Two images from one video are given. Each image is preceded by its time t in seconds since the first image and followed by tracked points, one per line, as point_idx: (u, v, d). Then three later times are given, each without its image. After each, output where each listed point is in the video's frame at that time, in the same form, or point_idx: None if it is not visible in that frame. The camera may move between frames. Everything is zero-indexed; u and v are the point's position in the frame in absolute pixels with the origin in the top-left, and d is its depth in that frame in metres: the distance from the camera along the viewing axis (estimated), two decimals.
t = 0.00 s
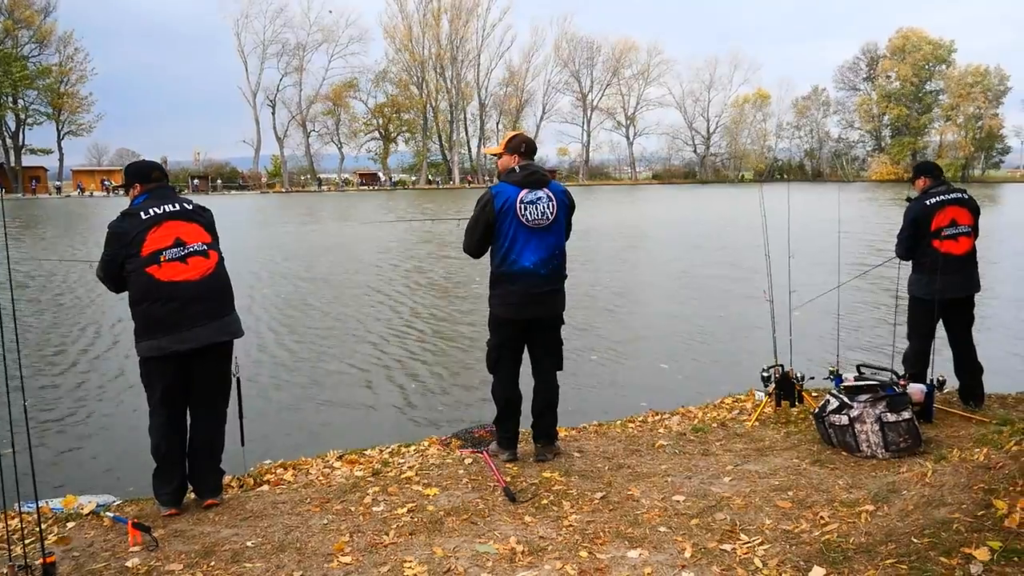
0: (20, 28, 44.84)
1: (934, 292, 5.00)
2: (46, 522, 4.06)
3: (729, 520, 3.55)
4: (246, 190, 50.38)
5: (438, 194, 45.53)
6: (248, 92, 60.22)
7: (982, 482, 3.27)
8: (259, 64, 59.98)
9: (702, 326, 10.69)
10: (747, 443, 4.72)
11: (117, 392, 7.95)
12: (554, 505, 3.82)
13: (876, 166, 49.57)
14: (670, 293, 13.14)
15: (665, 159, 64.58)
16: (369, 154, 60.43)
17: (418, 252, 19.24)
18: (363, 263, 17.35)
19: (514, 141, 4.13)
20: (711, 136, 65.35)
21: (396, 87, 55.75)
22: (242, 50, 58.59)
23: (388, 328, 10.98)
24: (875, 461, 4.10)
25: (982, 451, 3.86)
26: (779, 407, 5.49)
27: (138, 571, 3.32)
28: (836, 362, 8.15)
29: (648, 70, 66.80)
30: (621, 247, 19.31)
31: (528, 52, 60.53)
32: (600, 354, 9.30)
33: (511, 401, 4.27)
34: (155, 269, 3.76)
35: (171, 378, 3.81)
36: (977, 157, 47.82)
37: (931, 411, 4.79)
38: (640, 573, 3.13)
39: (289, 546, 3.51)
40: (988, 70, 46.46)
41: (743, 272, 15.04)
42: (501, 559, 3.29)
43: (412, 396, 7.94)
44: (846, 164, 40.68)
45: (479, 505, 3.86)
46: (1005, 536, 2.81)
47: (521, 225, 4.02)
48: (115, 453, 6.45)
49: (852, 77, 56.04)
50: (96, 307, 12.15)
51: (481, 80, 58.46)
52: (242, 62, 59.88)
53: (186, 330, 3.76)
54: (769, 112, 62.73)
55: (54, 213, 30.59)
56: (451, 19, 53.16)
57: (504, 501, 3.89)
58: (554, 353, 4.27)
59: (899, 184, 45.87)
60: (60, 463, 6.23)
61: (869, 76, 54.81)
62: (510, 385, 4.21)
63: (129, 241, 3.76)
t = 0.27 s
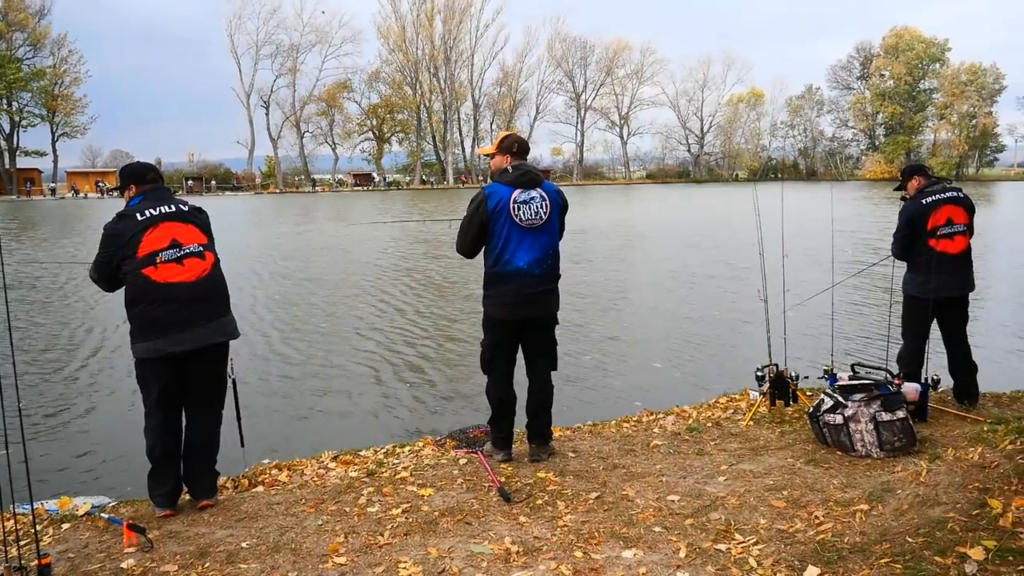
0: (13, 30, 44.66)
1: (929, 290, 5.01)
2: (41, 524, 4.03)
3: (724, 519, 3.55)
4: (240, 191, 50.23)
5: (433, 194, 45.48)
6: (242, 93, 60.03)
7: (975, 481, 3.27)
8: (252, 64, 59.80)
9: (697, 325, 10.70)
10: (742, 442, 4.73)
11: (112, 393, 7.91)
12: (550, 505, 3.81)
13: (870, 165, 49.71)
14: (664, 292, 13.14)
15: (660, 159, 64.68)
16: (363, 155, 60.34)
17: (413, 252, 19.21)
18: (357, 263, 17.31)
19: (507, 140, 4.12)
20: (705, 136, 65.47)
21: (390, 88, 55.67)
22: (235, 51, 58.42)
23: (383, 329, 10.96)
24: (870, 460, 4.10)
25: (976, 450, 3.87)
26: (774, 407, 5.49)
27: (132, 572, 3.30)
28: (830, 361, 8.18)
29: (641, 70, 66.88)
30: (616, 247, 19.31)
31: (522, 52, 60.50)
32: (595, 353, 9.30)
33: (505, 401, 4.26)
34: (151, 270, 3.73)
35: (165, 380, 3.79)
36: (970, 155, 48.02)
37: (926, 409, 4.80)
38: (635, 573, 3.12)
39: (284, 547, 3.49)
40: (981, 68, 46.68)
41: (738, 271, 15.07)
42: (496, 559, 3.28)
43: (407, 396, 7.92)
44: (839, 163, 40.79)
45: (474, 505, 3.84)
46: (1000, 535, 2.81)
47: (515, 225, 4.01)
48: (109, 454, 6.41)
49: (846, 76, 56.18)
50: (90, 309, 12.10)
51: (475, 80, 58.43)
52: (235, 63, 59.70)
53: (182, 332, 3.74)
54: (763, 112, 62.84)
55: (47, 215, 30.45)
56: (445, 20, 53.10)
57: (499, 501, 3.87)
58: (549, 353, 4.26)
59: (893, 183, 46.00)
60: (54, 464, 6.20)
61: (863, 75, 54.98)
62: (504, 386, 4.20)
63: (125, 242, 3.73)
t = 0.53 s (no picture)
0: (9, 33, 44.57)
1: (926, 290, 5.01)
2: (39, 524, 4.01)
3: (721, 519, 3.55)
4: (237, 193, 50.15)
5: (429, 195, 45.45)
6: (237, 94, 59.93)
7: (974, 481, 3.26)
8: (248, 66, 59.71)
9: (694, 326, 10.71)
10: (739, 442, 4.73)
11: (111, 394, 7.90)
12: (547, 505, 3.81)
13: (866, 165, 49.84)
14: (661, 293, 13.14)
15: (656, 159, 64.72)
16: (359, 156, 60.31)
17: (410, 253, 19.19)
18: (354, 264, 17.29)
19: (502, 140, 4.11)
20: (701, 136, 65.53)
21: (386, 89, 55.63)
22: (231, 52, 58.35)
23: (380, 329, 10.95)
24: (867, 460, 4.10)
25: (974, 450, 3.86)
26: (771, 407, 5.49)
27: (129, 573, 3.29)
28: (827, 361, 8.19)
29: (637, 70, 66.95)
30: (613, 247, 19.32)
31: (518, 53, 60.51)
32: (593, 354, 9.30)
33: (503, 401, 4.25)
34: (148, 272, 3.72)
35: (163, 381, 3.78)
36: (966, 154, 48.10)
37: (923, 409, 4.80)
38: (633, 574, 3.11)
39: (281, 547, 3.48)
40: (977, 68, 46.78)
41: (735, 272, 15.08)
42: (493, 560, 3.27)
43: (404, 396, 7.92)
44: (836, 163, 40.84)
45: (471, 505, 3.84)
46: (998, 536, 2.81)
47: (510, 226, 4.00)
48: (107, 455, 6.39)
49: (841, 76, 56.28)
50: (88, 310, 12.08)
51: (471, 81, 58.42)
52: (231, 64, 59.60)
53: (179, 333, 3.73)
54: (759, 112, 62.91)
55: (42, 217, 30.37)
56: (441, 20, 53.07)
57: (496, 501, 3.87)
58: (546, 353, 4.25)
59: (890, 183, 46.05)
60: (52, 465, 6.17)
61: (858, 75, 55.06)
62: (501, 387, 4.19)
63: (122, 244, 3.72)
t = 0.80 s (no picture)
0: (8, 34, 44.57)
1: (924, 290, 5.02)
2: (37, 524, 4.00)
3: (719, 520, 3.55)
4: (235, 194, 50.16)
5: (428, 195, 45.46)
6: (235, 95, 59.92)
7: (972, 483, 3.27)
8: (246, 66, 59.68)
9: (692, 326, 10.72)
10: (737, 443, 4.73)
11: (110, 394, 7.90)
12: (545, 506, 3.81)
13: (865, 165, 49.95)
14: (659, 293, 13.16)
15: (654, 159, 64.80)
16: (357, 156, 60.34)
17: (408, 253, 19.20)
18: (352, 265, 17.29)
19: (498, 141, 4.11)
20: (699, 136, 65.61)
21: (384, 89, 55.65)
22: (228, 53, 58.34)
23: (379, 330, 10.95)
24: (866, 461, 4.10)
25: (973, 451, 3.87)
26: (769, 407, 5.49)
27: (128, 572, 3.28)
28: (826, 361, 8.20)
29: (635, 70, 67.01)
30: (610, 248, 19.34)
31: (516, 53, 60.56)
32: (591, 354, 9.32)
33: (501, 402, 4.25)
34: (144, 273, 3.71)
35: (160, 382, 3.77)
36: (964, 153, 48.20)
37: (922, 409, 4.81)
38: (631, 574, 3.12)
39: (279, 547, 3.48)
40: (975, 67, 46.89)
41: (733, 272, 15.10)
42: (491, 560, 3.27)
43: (402, 397, 7.92)
44: (833, 163, 40.92)
45: (469, 506, 3.84)
46: (997, 536, 2.81)
47: (507, 226, 4.00)
48: (106, 456, 6.39)
49: (839, 76, 56.36)
50: (86, 311, 12.07)
51: (469, 82, 58.48)
52: (229, 65, 59.57)
53: (175, 333, 3.72)
54: (757, 111, 63.00)
55: (40, 217, 30.35)
56: (439, 21, 53.10)
57: (494, 502, 3.87)
58: (544, 354, 4.25)
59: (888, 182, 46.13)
60: (52, 466, 6.17)
61: (856, 75, 55.16)
62: (499, 387, 4.19)
63: (118, 245, 3.71)
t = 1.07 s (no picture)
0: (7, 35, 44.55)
1: (925, 291, 5.01)
2: (37, 524, 3.99)
3: (719, 521, 3.54)
4: (235, 194, 50.14)
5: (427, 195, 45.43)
6: (234, 95, 59.89)
7: (974, 484, 3.26)
8: (245, 67, 59.64)
9: (692, 326, 10.71)
10: (737, 443, 4.72)
11: (110, 394, 7.89)
12: (544, 506, 3.80)
13: (865, 164, 49.98)
14: (658, 293, 13.15)
15: (653, 159, 64.78)
16: (356, 157, 60.33)
17: (407, 253, 19.19)
18: (351, 265, 17.29)
19: (496, 141, 4.09)
20: (698, 135, 65.60)
21: (384, 90, 55.62)
22: (227, 53, 58.34)
23: (378, 330, 10.94)
24: (867, 462, 4.09)
25: (974, 452, 3.85)
26: (768, 407, 5.48)
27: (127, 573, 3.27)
28: (826, 362, 8.20)
29: (634, 70, 66.99)
30: (610, 247, 19.35)
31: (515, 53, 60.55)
32: (591, 354, 9.30)
33: (500, 403, 4.24)
34: (141, 273, 3.70)
35: (158, 382, 3.76)
36: (965, 152, 48.18)
37: (923, 410, 4.79)
38: None
39: (278, 548, 3.47)
40: (975, 66, 46.86)
41: (733, 272, 15.10)
42: (490, 561, 3.26)
43: (401, 397, 7.91)
44: (833, 163, 40.90)
45: (469, 506, 3.82)
46: (999, 538, 2.80)
47: (505, 226, 3.99)
48: (106, 456, 6.37)
49: (839, 75, 56.34)
50: (85, 311, 12.07)
51: (468, 82, 58.46)
52: (228, 65, 59.54)
53: (172, 334, 3.71)
54: (757, 111, 62.99)
55: (40, 219, 30.33)
56: (438, 21, 53.07)
57: (493, 502, 3.86)
58: (543, 354, 4.23)
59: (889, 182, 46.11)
60: (51, 467, 6.16)
61: (856, 74, 55.14)
62: (498, 388, 4.18)
63: (115, 245, 3.70)
